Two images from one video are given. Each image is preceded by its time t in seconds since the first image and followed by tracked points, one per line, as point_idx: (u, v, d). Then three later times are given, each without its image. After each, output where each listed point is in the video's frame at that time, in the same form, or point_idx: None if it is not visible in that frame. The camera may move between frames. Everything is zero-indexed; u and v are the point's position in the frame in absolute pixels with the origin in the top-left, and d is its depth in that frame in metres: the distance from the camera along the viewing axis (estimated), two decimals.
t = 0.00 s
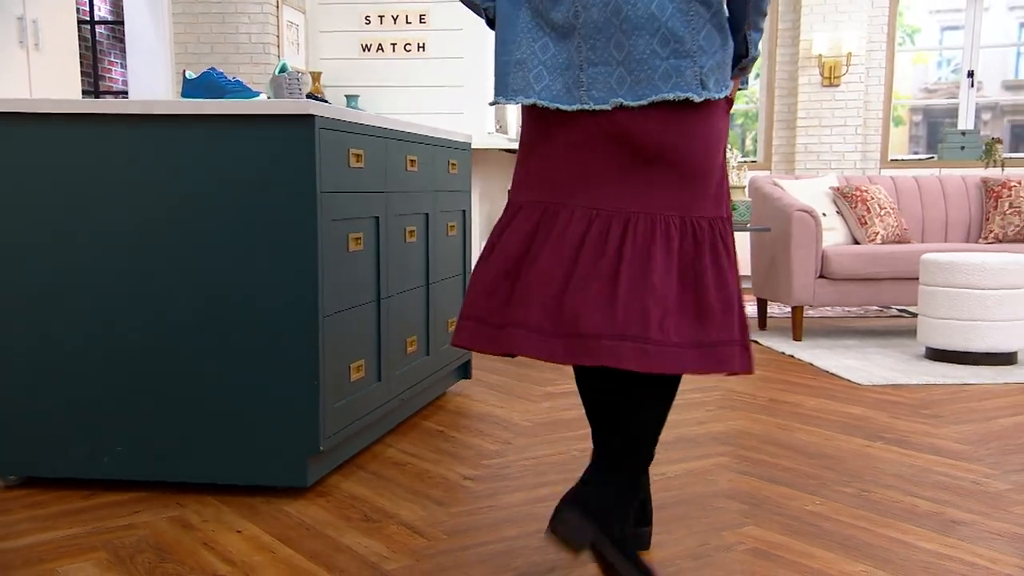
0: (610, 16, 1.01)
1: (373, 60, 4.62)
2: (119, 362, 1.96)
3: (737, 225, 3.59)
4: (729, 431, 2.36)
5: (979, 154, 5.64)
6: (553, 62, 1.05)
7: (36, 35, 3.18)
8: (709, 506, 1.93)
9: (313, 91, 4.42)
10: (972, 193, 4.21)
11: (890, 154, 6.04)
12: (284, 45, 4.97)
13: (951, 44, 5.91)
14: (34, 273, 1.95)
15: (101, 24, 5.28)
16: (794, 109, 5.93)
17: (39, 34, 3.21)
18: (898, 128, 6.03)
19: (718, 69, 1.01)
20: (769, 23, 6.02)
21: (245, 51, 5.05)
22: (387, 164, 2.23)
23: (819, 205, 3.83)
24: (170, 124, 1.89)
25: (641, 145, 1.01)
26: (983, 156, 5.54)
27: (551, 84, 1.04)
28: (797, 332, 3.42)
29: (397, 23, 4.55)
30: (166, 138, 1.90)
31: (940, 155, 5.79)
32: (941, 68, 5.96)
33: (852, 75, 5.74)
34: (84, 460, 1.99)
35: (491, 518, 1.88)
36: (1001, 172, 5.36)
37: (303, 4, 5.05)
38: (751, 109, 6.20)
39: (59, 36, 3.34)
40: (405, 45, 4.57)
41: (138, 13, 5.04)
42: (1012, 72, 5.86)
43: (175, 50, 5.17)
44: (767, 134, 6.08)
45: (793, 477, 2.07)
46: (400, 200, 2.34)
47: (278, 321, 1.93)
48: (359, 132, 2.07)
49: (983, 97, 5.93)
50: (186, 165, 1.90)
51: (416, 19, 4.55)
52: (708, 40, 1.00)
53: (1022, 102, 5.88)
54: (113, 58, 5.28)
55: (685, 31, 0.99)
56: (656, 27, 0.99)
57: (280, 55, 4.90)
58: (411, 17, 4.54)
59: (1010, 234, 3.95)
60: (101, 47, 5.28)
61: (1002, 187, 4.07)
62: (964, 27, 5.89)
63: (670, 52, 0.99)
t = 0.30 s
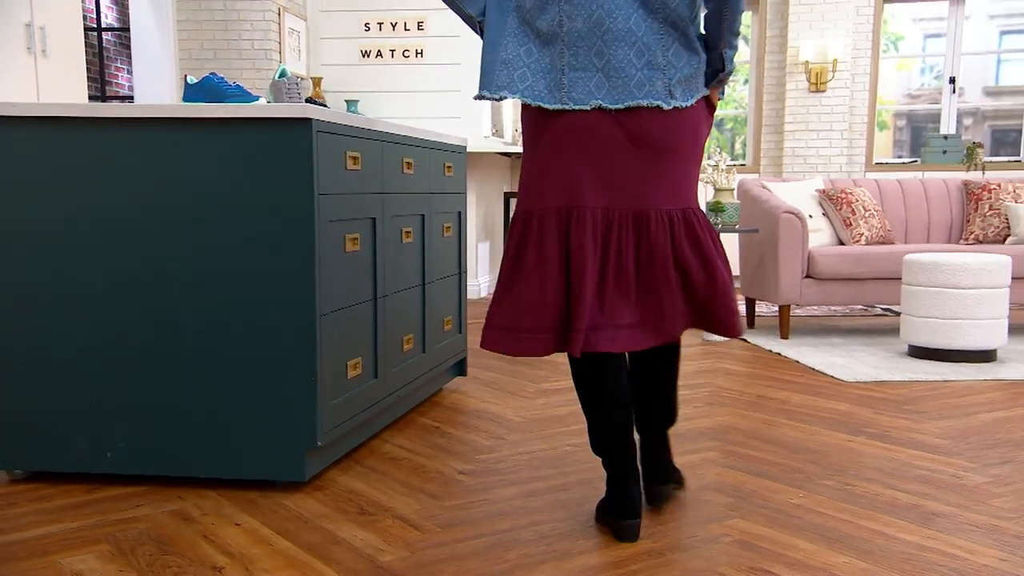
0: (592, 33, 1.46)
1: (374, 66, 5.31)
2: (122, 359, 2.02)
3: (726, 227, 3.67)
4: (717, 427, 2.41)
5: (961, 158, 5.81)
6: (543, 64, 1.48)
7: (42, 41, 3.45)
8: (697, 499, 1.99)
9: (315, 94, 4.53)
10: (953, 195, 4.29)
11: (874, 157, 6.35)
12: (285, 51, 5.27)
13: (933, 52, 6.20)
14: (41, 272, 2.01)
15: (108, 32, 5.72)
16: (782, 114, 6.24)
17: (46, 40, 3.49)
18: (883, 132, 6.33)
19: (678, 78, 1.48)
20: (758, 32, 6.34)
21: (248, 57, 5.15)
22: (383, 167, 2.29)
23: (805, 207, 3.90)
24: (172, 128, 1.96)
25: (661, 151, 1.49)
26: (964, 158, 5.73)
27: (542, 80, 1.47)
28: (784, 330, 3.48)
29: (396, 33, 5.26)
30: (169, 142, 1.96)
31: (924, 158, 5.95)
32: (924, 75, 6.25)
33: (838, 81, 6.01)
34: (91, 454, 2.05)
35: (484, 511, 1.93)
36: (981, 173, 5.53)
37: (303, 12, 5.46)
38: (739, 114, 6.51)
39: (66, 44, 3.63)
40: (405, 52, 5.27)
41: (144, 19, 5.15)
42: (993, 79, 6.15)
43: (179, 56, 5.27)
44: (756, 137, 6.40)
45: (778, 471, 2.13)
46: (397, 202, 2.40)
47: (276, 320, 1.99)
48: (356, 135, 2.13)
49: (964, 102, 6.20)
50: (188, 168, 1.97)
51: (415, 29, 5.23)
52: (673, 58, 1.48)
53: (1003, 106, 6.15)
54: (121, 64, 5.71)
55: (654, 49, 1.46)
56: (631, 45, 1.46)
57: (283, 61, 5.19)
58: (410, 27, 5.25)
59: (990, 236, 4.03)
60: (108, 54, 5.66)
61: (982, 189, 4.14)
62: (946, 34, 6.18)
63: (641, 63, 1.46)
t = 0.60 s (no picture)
0: (587, 57, 1.59)
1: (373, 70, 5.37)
2: (127, 356, 2.07)
3: (719, 228, 3.71)
4: (710, 423, 2.46)
5: (949, 161, 5.93)
6: (543, 85, 1.60)
7: (51, 46, 3.50)
8: (689, 494, 2.03)
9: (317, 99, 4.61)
10: (941, 197, 4.35)
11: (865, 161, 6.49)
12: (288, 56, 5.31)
13: (922, 57, 6.38)
14: (47, 271, 2.06)
15: (114, 38, 5.91)
16: (774, 118, 6.33)
17: (54, 45, 3.54)
18: (874, 135, 6.52)
19: (664, 97, 1.62)
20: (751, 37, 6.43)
21: (252, 62, 5.18)
22: (383, 169, 2.34)
23: (797, 208, 3.94)
24: (176, 131, 2.01)
25: (648, 162, 1.64)
26: (951, 162, 5.89)
27: (542, 100, 1.59)
28: (776, 329, 3.52)
29: (397, 37, 5.32)
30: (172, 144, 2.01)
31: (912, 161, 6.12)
32: (913, 79, 6.43)
33: (829, 85, 6.12)
34: (94, 449, 2.09)
35: (480, 506, 1.97)
36: (969, 176, 5.67)
37: (306, 18, 5.46)
38: (734, 118, 6.67)
39: (74, 48, 3.67)
40: (405, 57, 5.32)
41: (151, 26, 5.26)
42: (980, 84, 6.34)
43: (186, 61, 5.31)
44: (749, 141, 6.48)
45: (768, 466, 2.17)
46: (397, 203, 2.45)
47: (278, 318, 2.03)
48: (355, 138, 2.18)
49: (952, 107, 6.39)
50: (191, 170, 2.01)
51: (415, 33, 5.29)
52: (657, 80, 1.62)
53: (991, 111, 6.34)
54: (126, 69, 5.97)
55: (640, 72, 1.61)
56: (621, 67, 1.60)
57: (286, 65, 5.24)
58: (410, 32, 5.31)
59: (977, 236, 4.10)
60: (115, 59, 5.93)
61: (969, 192, 4.20)
62: (934, 40, 6.35)
63: (631, 83, 1.60)
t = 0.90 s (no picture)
0: (577, 69, 1.74)
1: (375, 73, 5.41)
2: (130, 354, 2.10)
3: (713, 229, 3.75)
4: (703, 420, 2.50)
5: (940, 162, 6.07)
6: (538, 94, 1.76)
7: (58, 50, 3.54)
8: (682, 490, 2.07)
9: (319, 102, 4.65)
10: (932, 199, 4.40)
11: (859, 162, 6.63)
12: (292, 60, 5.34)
13: (914, 61, 6.48)
14: (52, 270, 2.10)
15: (122, 42, 5.99)
16: (769, 121, 6.48)
17: (62, 49, 3.58)
18: (867, 137, 6.64)
19: (649, 105, 1.77)
20: (746, 41, 6.60)
21: (256, 66, 5.22)
22: (382, 170, 2.38)
23: (790, 209, 3.98)
24: (179, 133, 2.05)
25: (633, 157, 1.77)
26: (943, 164, 6.02)
27: (538, 108, 1.76)
28: (770, 328, 3.56)
29: (399, 41, 5.36)
30: (175, 146, 2.05)
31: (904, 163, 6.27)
32: (905, 84, 6.53)
33: (823, 88, 6.24)
34: (97, 446, 2.13)
35: (476, 500, 2.01)
36: (960, 178, 5.76)
37: (308, 22, 5.51)
38: (729, 121, 6.79)
39: (82, 55, 3.71)
40: (406, 61, 5.36)
41: (155, 29, 5.30)
42: (971, 87, 6.45)
43: (191, 64, 5.35)
44: (744, 144, 6.66)
45: (760, 463, 2.20)
46: (395, 203, 2.49)
47: (278, 316, 2.07)
48: (354, 140, 2.22)
49: (944, 110, 6.49)
50: (192, 170, 2.05)
51: (415, 37, 5.33)
52: (642, 89, 1.76)
53: (981, 114, 6.47)
54: (132, 73, 6.05)
55: (627, 82, 1.75)
56: (609, 78, 1.74)
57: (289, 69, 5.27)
58: (411, 36, 5.34)
59: (967, 237, 4.16)
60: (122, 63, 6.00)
61: (959, 193, 4.26)
62: (926, 44, 6.46)
63: (617, 93, 1.74)
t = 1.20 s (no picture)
0: (576, 82, 1.94)
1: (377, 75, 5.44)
2: (131, 353, 2.13)
3: (711, 229, 3.77)
4: (700, 418, 2.52)
5: (936, 164, 6.14)
6: (540, 104, 1.97)
7: (65, 52, 3.58)
8: (678, 487, 2.09)
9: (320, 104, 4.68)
10: (928, 200, 4.43)
11: (855, 163, 6.72)
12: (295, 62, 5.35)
13: (910, 64, 6.55)
14: (55, 270, 2.13)
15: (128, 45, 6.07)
16: (767, 123, 6.54)
17: (69, 51, 3.62)
18: (863, 139, 6.73)
19: (640, 117, 1.98)
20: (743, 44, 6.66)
21: (259, 68, 5.25)
22: (381, 170, 2.40)
23: (787, 210, 4.00)
24: (179, 134, 2.07)
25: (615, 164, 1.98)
26: (938, 165, 6.07)
27: (538, 118, 1.97)
28: (767, 327, 3.58)
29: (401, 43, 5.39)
30: (175, 147, 2.07)
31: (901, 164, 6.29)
32: (902, 85, 6.61)
33: (820, 91, 6.32)
34: (98, 444, 2.15)
35: (473, 498, 2.03)
36: (955, 179, 5.81)
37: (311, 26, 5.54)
38: (728, 122, 6.86)
39: (88, 59, 3.75)
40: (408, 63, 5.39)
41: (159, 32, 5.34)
42: (966, 90, 6.51)
43: (195, 67, 5.39)
44: (742, 146, 6.72)
45: (755, 460, 2.22)
46: (395, 203, 2.51)
47: (277, 315, 2.09)
48: (353, 141, 2.24)
49: (939, 111, 6.56)
50: (193, 171, 2.08)
51: (416, 40, 5.36)
52: (635, 101, 1.96)
53: (976, 116, 6.52)
54: (138, 75, 6.11)
55: (621, 94, 1.95)
56: (604, 91, 1.94)
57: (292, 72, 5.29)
58: (413, 39, 5.38)
59: (962, 237, 4.19)
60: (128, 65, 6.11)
61: (954, 195, 4.29)
62: (921, 47, 6.53)
63: (612, 105, 1.94)
